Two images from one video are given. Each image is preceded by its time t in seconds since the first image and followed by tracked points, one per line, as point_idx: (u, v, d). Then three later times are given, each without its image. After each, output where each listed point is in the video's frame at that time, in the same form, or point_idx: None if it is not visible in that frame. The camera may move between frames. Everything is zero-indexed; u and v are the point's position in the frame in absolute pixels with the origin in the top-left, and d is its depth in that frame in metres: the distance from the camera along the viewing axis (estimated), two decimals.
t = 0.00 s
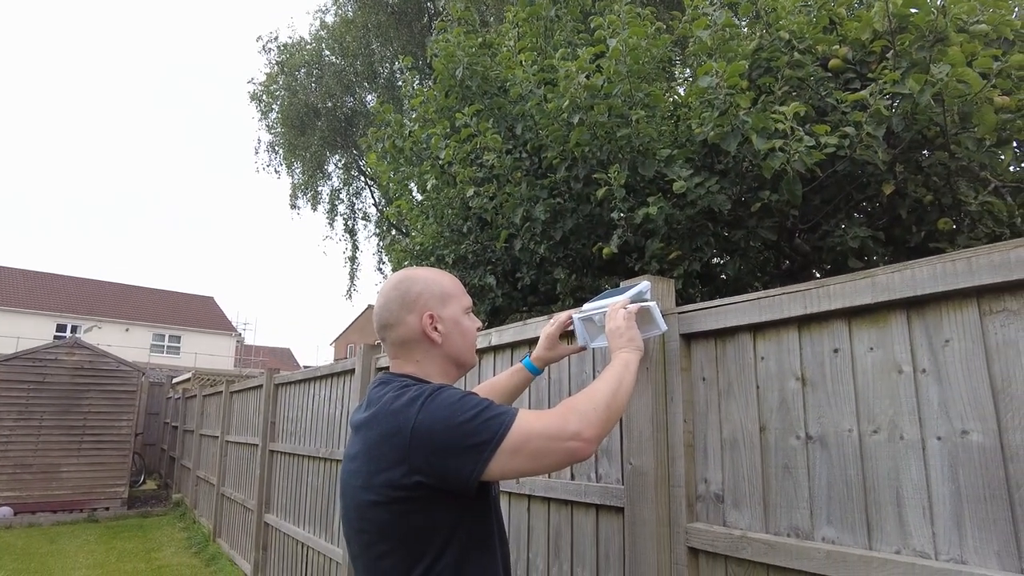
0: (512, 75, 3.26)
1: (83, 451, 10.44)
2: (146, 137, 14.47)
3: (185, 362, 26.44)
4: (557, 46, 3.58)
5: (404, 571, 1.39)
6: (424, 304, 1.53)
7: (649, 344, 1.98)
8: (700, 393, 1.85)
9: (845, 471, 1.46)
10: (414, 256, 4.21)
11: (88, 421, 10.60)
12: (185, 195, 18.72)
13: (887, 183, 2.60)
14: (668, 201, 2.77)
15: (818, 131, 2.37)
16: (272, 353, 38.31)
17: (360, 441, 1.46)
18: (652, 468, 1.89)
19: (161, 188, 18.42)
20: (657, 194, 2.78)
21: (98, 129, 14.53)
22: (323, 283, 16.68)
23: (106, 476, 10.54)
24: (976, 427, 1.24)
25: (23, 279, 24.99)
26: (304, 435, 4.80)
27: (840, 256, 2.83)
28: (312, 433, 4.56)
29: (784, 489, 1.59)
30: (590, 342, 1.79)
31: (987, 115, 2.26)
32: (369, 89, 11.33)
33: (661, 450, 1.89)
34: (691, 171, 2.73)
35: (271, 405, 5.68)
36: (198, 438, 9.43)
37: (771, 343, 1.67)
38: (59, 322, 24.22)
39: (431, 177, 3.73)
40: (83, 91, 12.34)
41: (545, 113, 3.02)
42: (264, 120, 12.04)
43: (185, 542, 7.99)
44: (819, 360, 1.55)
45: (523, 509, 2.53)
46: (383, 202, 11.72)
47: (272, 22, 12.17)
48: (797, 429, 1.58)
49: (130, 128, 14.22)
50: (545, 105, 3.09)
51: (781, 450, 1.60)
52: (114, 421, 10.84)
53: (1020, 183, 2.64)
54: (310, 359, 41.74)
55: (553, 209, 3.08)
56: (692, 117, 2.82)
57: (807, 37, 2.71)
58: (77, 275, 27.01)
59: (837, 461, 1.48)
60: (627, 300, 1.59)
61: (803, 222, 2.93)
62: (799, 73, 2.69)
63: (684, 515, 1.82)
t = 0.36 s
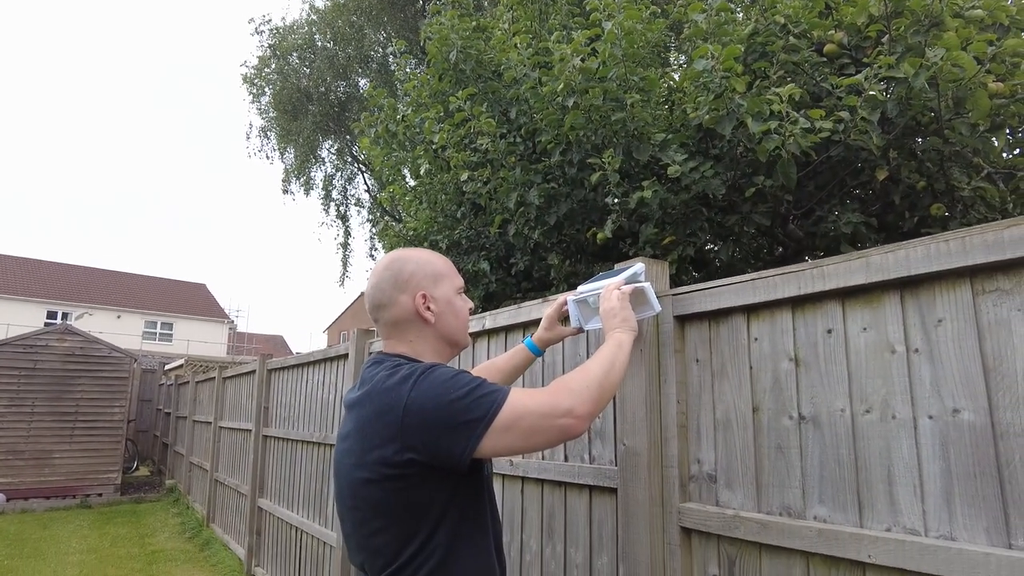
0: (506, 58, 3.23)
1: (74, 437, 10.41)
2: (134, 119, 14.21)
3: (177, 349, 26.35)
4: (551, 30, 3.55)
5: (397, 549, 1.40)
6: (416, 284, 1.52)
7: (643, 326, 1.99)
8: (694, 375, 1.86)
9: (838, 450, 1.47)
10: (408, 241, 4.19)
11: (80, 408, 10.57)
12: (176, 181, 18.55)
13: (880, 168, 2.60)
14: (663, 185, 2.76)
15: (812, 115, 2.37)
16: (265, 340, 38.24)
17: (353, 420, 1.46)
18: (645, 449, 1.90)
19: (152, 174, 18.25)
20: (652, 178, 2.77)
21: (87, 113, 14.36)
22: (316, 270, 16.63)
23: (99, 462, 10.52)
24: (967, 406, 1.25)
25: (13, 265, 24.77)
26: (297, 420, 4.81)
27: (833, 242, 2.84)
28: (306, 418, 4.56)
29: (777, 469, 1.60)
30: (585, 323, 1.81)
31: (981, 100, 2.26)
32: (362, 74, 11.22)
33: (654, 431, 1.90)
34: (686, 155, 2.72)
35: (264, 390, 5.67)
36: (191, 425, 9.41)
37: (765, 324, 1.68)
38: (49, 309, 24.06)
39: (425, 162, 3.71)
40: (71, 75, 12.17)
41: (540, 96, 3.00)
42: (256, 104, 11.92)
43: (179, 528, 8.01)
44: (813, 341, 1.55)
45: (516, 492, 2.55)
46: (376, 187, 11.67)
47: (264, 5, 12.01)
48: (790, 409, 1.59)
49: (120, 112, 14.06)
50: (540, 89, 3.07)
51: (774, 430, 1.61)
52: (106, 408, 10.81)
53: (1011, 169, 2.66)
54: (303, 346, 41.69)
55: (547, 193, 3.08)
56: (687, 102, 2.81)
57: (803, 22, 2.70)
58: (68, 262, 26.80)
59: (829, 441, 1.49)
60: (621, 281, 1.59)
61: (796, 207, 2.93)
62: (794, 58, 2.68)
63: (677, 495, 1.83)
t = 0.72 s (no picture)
0: (502, 40, 3.19)
1: (69, 421, 10.41)
2: (125, 101, 14.03)
3: (171, 334, 26.29)
4: (548, 11, 3.51)
5: (394, 532, 1.41)
6: (412, 268, 1.52)
7: (639, 311, 1.99)
8: (689, 358, 1.87)
9: (832, 433, 1.49)
10: (403, 225, 4.18)
11: (75, 392, 10.55)
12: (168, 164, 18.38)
13: (877, 154, 2.60)
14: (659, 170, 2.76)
15: (809, 99, 2.36)
16: (260, 325, 38.20)
17: (349, 404, 1.46)
18: (640, 433, 1.92)
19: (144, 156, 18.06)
20: (648, 162, 2.77)
21: (77, 94, 14.16)
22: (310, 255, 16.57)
23: (94, 447, 10.52)
24: (960, 390, 1.26)
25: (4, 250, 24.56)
26: (293, 404, 4.81)
27: (828, 227, 2.84)
28: (302, 403, 4.57)
29: (771, 452, 1.61)
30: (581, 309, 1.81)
31: (978, 85, 2.26)
32: (357, 55, 11.09)
33: (649, 415, 1.91)
34: (683, 140, 2.71)
35: (260, 374, 5.68)
36: (187, 409, 9.42)
37: (760, 308, 1.68)
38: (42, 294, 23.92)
39: (420, 145, 3.68)
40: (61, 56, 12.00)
41: (536, 79, 2.98)
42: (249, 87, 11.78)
43: (175, 511, 8.04)
44: (808, 326, 1.56)
45: (512, 475, 2.57)
46: (370, 171, 11.62)
47: None
48: (785, 394, 1.60)
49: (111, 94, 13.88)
50: (536, 72, 3.04)
51: (769, 414, 1.63)
52: (101, 392, 10.80)
53: (1007, 155, 2.67)
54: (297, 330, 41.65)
55: (543, 178, 3.07)
56: (683, 86, 2.79)
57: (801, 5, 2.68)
58: (59, 246, 26.61)
59: (823, 425, 1.50)
60: (618, 266, 1.59)
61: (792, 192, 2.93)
62: (792, 42, 2.66)
63: (672, 478, 1.85)
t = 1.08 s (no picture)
0: (497, 29, 3.16)
1: (64, 412, 10.39)
2: (119, 90, 13.93)
3: (166, 324, 26.22)
4: None
5: (389, 523, 1.42)
6: (409, 260, 1.52)
7: (634, 303, 1.99)
8: (684, 350, 1.87)
9: (825, 425, 1.50)
10: (399, 216, 4.16)
11: (69, 383, 10.53)
12: (162, 153, 18.27)
13: (873, 146, 2.60)
14: (655, 161, 2.76)
15: (806, 91, 2.36)
16: (255, 316, 38.16)
17: (345, 396, 1.47)
18: (635, 424, 1.93)
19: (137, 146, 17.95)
20: (644, 153, 2.76)
21: (70, 84, 14.05)
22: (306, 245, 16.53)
23: (90, 438, 10.51)
24: (953, 381, 1.27)
25: None
26: (289, 395, 4.81)
27: (824, 219, 2.85)
28: (298, 394, 4.57)
29: (766, 443, 1.62)
30: (578, 300, 1.82)
31: (974, 77, 2.25)
32: (352, 45, 11.02)
33: (644, 406, 1.92)
34: (679, 131, 2.71)
35: (255, 365, 5.67)
36: (182, 400, 9.41)
37: (756, 300, 1.69)
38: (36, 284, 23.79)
39: (416, 136, 3.66)
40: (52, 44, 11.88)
41: (532, 70, 2.96)
42: (244, 76, 11.70)
43: (172, 502, 8.06)
44: (803, 318, 1.57)
45: (507, 466, 2.58)
46: (366, 161, 11.58)
47: None
48: (779, 385, 1.61)
49: (103, 83, 13.76)
50: (532, 62, 3.02)
51: (763, 405, 1.64)
52: (96, 383, 10.78)
53: (1002, 147, 2.68)
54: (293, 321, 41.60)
55: (539, 168, 3.06)
56: (680, 77, 2.79)
57: None
58: (53, 236, 26.46)
59: (818, 416, 1.51)
60: (614, 258, 1.60)
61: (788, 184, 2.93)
62: (788, 33, 2.65)
63: (667, 469, 1.86)
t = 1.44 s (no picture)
0: (494, 21, 3.15)
1: (60, 406, 10.37)
2: (112, 82, 13.84)
3: (162, 318, 26.16)
4: None
5: (385, 516, 1.42)
6: (402, 253, 1.51)
7: (630, 297, 1.99)
8: (680, 344, 1.88)
9: (820, 418, 1.50)
10: (395, 209, 4.15)
11: (65, 377, 10.50)
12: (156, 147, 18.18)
13: (870, 139, 2.60)
14: (652, 155, 2.75)
15: (803, 84, 2.35)
16: (251, 309, 38.10)
17: (340, 388, 1.47)
18: (630, 417, 1.93)
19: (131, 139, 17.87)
20: (641, 146, 2.76)
21: (63, 76, 13.96)
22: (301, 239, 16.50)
23: (85, 431, 10.50)
24: (948, 375, 1.28)
25: None
26: (285, 389, 4.81)
27: (821, 213, 2.85)
28: (294, 387, 4.56)
29: (761, 436, 1.63)
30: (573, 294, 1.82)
31: (971, 71, 2.25)
32: (347, 37, 10.98)
33: (639, 399, 1.93)
34: (676, 124, 2.70)
35: (251, 359, 5.67)
36: (178, 393, 9.40)
37: (752, 294, 1.69)
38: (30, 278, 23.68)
39: (412, 128, 3.64)
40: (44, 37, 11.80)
41: (529, 62, 2.95)
42: (239, 69, 11.64)
43: (168, 495, 8.06)
44: (799, 312, 1.57)
45: (504, 459, 2.58)
46: (361, 154, 11.53)
47: None
48: (775, 378, 1.61)
49: (96, 76, 13.68)
50: (529, 54, 3.01)
51: (759, 399, 1.64)
52: (92, 377, 10.76)
53: (998, 142, 2.69)
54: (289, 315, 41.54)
55: (536, 162, 3.05)
56: (677, 70, 2.78)
57: None
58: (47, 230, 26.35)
59: (814, 409, 1.52)
60: (615, 248, 1.62)
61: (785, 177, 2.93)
62: (786, 26, 2.64)
63: (662, 462, 1.86)
